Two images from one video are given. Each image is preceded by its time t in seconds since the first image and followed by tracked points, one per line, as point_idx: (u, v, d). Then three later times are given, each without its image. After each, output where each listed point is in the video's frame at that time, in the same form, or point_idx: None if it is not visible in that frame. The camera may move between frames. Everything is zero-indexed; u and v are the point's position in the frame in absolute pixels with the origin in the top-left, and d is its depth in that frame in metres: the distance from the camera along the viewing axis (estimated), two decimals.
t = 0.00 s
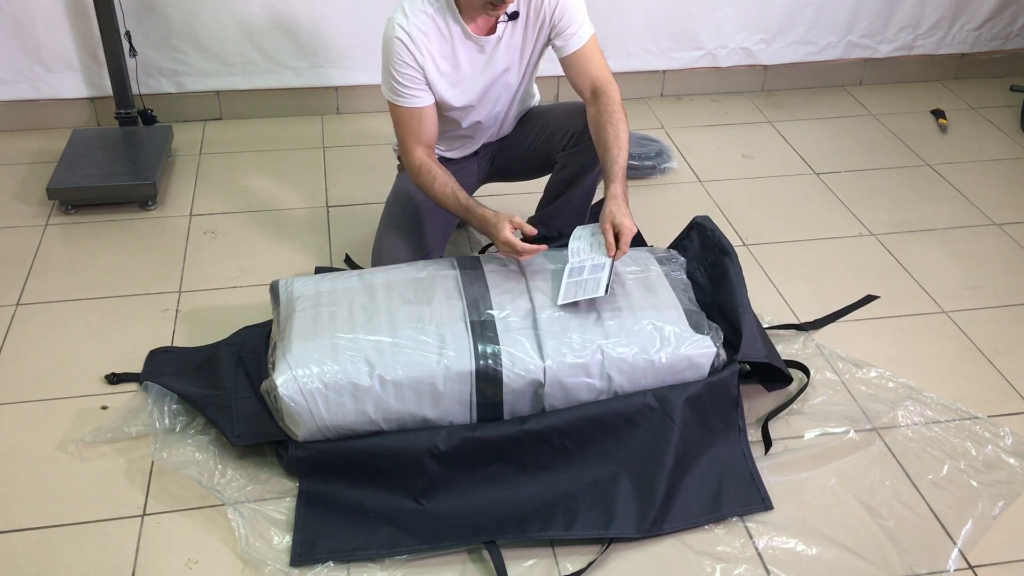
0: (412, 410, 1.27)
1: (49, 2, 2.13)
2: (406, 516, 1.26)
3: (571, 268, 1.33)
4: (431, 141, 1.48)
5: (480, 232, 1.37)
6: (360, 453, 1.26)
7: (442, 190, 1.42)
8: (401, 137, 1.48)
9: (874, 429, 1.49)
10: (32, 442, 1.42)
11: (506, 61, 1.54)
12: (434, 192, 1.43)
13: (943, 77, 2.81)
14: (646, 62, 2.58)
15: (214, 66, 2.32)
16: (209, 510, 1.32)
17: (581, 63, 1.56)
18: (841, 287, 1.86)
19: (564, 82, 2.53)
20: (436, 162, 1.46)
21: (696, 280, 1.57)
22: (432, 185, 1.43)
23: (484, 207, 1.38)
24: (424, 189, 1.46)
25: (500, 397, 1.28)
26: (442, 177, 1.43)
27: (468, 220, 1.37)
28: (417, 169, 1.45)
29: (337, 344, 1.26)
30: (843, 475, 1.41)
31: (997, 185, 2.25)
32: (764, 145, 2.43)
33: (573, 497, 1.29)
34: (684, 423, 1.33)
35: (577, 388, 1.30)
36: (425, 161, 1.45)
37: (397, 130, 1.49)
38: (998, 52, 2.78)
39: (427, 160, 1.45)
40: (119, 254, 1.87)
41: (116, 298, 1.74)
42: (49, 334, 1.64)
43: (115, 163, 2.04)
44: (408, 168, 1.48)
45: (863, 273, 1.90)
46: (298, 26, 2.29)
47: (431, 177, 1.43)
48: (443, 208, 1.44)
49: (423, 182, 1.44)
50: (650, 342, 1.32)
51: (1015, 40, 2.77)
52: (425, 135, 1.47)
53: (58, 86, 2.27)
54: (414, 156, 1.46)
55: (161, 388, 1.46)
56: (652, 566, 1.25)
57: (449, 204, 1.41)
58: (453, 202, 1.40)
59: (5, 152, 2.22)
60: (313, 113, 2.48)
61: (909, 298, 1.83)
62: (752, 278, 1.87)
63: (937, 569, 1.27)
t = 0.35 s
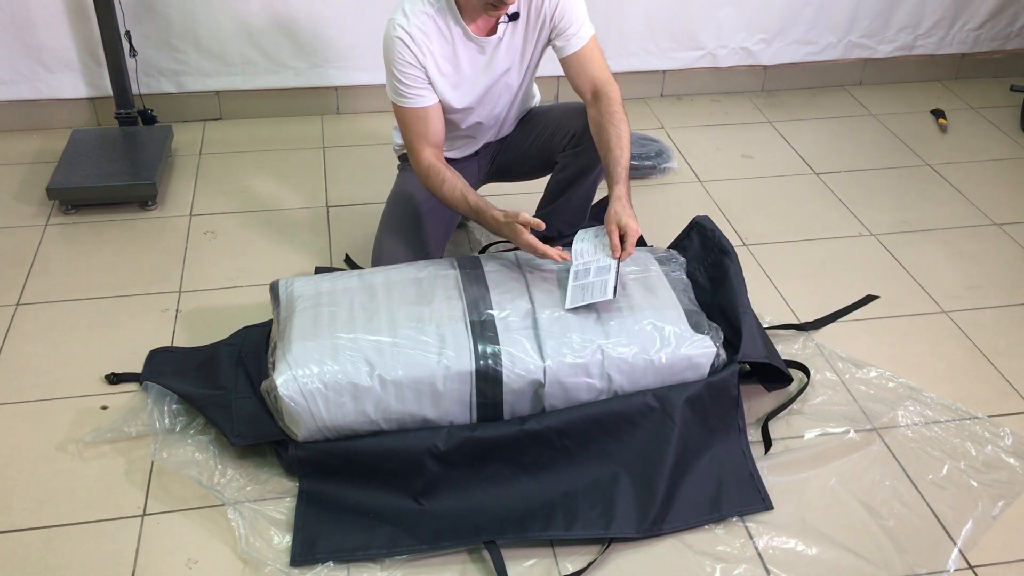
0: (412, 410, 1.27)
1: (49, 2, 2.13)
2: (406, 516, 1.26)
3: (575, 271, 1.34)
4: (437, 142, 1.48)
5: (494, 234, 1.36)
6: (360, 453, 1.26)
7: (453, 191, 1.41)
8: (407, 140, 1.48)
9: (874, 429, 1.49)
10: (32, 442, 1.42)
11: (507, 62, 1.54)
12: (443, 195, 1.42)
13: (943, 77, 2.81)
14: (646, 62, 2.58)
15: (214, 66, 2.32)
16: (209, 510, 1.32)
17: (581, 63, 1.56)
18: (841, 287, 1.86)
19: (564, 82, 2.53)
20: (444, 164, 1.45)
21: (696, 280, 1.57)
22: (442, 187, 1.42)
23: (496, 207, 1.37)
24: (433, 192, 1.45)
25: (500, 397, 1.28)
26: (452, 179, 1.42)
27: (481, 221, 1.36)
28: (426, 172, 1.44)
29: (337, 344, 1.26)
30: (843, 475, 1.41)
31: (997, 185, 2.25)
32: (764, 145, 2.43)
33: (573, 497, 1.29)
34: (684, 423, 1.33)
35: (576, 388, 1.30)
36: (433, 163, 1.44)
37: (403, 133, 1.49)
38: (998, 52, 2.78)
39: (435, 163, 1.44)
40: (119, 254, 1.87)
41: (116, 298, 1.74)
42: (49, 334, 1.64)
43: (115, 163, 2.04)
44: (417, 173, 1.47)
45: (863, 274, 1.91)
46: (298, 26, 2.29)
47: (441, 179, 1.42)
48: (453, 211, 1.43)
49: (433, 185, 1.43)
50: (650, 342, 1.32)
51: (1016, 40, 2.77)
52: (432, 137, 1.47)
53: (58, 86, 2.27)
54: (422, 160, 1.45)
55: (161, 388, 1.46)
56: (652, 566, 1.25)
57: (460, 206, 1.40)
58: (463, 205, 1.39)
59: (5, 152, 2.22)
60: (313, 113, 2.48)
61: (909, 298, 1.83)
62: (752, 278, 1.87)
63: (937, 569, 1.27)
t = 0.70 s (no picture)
0: (412, 410, 1.27)
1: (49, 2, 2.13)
2: (406, 516, 1.26)
3: (619, 282, 1.34)
4: (425, 143, 1.48)
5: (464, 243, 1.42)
6: (360, 453, 1.26)
7: (437, 197, 1.43)
8: (395, 136, 1.48)
9: (874, 429, 1.49)
10: (32, 442, 1.41)
11: (506, 62, 1.54)
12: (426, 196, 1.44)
13: (943, 77, 2.81)
14: (646, 62, 2.58)
15: (214, 66, 2.32)
16: (209, 510, 1.32)
17: (581, 65, 1.56)
18: (841, 287, 1.86)
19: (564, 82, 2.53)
20: (429, 165, 1.46)
21: (696, 280, 1.57)
22: (426, 190, 1.44)
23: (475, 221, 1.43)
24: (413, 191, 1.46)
25: (500, 397, 1.28)
26: (436, 185, 1.44)
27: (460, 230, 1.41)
28: (412, 172, 1.45)
29: (337, 344, 1.26)
30: (843, 474, 1.41)
31: (997, 185, 2.25)
32: (764, 145, 2.43)
33: (573, 497, 1.29)
34: (684, 423, 1.33)
35: (577, 388, 1.30)
36: (420, 165, 1.45)
37: (391, 128, 1.48)
38: (998, 52, 2.78)
39: (422, 164, 1.45)
40: (119, 254, 1.87)
41: (116, 298, 1.74)
42: (49, 334, 1.64)
43: (115, 163, 2.04)
44: (399, 169, 1.47)
45: (863, 274, 1.90)
46: (298, 26, 2.29)
47: (426, 181, 1.44)
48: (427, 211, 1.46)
49: (417, 186, 1.44)
50: (650, 342, 1.32)
51: (1015, 40, 2.77)
52: (420, 137, 1.47)
53: (58, 86, 2.27)
54: (409, 159, 1.45)
55: (161, 388, 1.46)
56: (652, 566, 1.25)
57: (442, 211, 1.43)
58: (445, 211, 1.43)
59: (5, 152, 2.22)
60: (313, 113, 2.48)
61: (909, 298, 1.83)
62: (752, 278, 1.87)
63: (937, 569, 1.26)
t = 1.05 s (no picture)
0: (412, 410, 1.27)
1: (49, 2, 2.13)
2: (406, 516, 1.26)
3: (647, 282, 1.33)
4: (426, 143, 1.48)
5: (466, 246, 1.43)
6: (360, 453, 1.26)
7: (439, 199, 1.44)
8: (395, 137, 1.48)
9: (874, 429, 1.49)
10: (32, 442, 1.41)
11: (504, 61, 1.54)
12: (428, 197, 1.45)
13: (943, 77, 2.81)
14: (646, 62, 2.58)
15: (214, 66, 2.32)
16: (209, 510, 1.32)
17: (581, 64, 1.56)
18: (841, 287, 1.86)
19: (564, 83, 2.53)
20: (431, 166, 1.47)
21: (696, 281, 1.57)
22: (428, 191, 1.45)
23: (476, 223, 1.44)
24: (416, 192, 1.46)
25: (500, 397, 1.28)
26: (438, 186, 1.45)
27: (461, 232, 1.42)
28: (413, 173, 1.45)
29: (337, 343, 1.26)
30: (843, 474, 1.41)
31: (997, 185, 2.25)
32: (764, 145, 2.43)
33: (574, 497, 1.29)
34: (684, 423, 1.33)
35: (577, 388, 1.30)
36: (422, 166, 1.46)
37: (391, 129, 1.48)
38: (998, 52, 2.78)
39: (423, 165, 1.46)
40: (119, 254, 1.87)
41: (116, 298, 1.74)
42: (49, 334, 1.64)
43: (115, 163, 2.04)
44: (400, 170, 1.48)
45: (863, 274, 1.91)
46: (298, 26, 2.29)
47: (427, 181, 1.45)
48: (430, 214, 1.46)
49: (418, 187, 1.45)
50: (650, 342, 1.32)
51: (1015, 40, 2.77)
52: (421, 137, 1.47)
53: (58, 86, 2.27)
54: (410, 160, 1.46)
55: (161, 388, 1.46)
56: (652, 566, 1.25)
57: (443, 213, 1.44)
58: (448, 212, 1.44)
59: (5, 152, 2.22)
60: (313, 113, 2.48)
61: (909, 298, 1.83)
62: (752, 278, 1.87)
63: (937, 569, 1.26)
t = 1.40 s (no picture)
0: (412, 410, 1.27)
1: (49, 2, 2.13)
2: (406, 516, 1.26)
3: (658, 280, 1.32)
4: (426, 142, 1.48)
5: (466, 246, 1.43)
6: (360, 453, 1.26)
7: (439, 198, 1.44)
8: (395, 137, 1.48)
9: (874, 429, 1.49)
10: (32, 442, 1.42)
11: (501, 61, 1.53)
12: (427, 197, 1.45)
13: (943, 77, 2.81)
14: (646, 62, 2.58)
15: (214, 66, 2.32)
16: (209, 510, 1.32)
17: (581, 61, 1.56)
18: (841, 287, 1.86)
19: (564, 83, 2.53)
20: (430, 165, 1.47)
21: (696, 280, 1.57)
22: (428, 191, 1.45)
23: (476, 222, 1.44)
24: (416, 192, 1.46)
25: (500, 396, 1.28)
26: (438, 185, 1.45)
27: (461, 231, 1.42)
28: (412, 172, 1.45)
29: (337, 344, 1.26)
30: (843, 475, 1.41)
31: (997, 185, 2.25)
32: (764, 145, 2.43)
33: (574, 497, 1.29)
34: (684, 423, 1.33)
35: (577, 388, 1.30)
36: (421, 166, 1.46)
37: (390, 128, 1.48)
38: (998, 52, 2.78)
39: (423, 164, 1.46)
40: (119, 254, 1.87)
41: (116, 298, 1.74)
42: (49, 334, 1.64)
43: (115, 163, 2.04)
44: (400, 170, 1.48)
45: (863, 274, 1.91)
46: (298, 26, 2.29)
47: (427, 181, 1.45)
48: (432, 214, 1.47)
49: (418, 186, 1.45)
50: (650, 342, 1.32)
51: (1015, 40, 2.77)
52: (420, 137, 1.47)
53: (58, 86, 2.27)
54: (410, 160, 1.46)
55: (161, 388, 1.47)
56: (652, 566, 1.25)
57: (443, 213, 1.44)
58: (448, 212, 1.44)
59: (5, 152, 2.22)
60: (313, 113, 2.48)
61: (909, 298, 1.83)
62: (752, 278, 1.87)
63: (937, 569, 1.26)
